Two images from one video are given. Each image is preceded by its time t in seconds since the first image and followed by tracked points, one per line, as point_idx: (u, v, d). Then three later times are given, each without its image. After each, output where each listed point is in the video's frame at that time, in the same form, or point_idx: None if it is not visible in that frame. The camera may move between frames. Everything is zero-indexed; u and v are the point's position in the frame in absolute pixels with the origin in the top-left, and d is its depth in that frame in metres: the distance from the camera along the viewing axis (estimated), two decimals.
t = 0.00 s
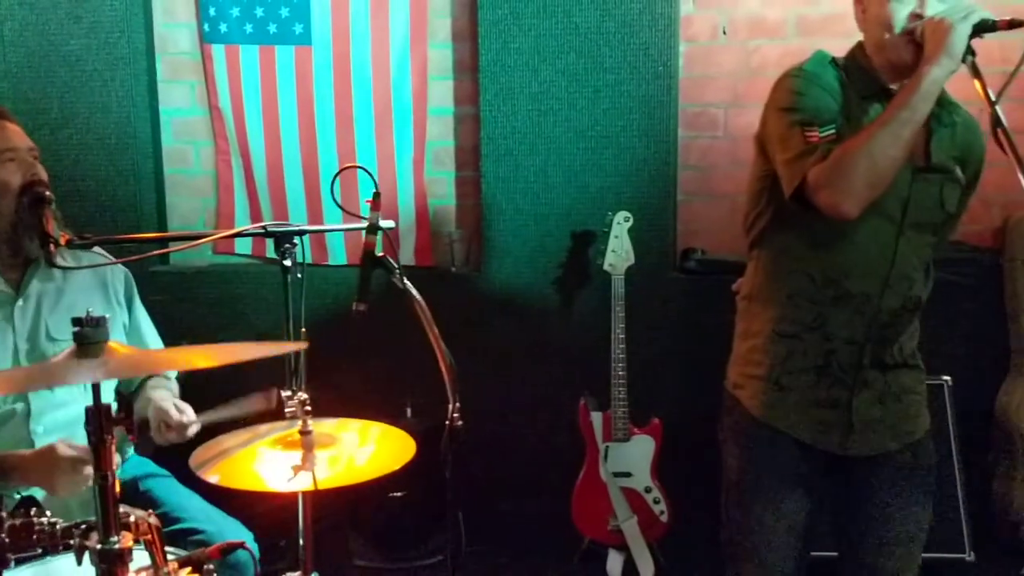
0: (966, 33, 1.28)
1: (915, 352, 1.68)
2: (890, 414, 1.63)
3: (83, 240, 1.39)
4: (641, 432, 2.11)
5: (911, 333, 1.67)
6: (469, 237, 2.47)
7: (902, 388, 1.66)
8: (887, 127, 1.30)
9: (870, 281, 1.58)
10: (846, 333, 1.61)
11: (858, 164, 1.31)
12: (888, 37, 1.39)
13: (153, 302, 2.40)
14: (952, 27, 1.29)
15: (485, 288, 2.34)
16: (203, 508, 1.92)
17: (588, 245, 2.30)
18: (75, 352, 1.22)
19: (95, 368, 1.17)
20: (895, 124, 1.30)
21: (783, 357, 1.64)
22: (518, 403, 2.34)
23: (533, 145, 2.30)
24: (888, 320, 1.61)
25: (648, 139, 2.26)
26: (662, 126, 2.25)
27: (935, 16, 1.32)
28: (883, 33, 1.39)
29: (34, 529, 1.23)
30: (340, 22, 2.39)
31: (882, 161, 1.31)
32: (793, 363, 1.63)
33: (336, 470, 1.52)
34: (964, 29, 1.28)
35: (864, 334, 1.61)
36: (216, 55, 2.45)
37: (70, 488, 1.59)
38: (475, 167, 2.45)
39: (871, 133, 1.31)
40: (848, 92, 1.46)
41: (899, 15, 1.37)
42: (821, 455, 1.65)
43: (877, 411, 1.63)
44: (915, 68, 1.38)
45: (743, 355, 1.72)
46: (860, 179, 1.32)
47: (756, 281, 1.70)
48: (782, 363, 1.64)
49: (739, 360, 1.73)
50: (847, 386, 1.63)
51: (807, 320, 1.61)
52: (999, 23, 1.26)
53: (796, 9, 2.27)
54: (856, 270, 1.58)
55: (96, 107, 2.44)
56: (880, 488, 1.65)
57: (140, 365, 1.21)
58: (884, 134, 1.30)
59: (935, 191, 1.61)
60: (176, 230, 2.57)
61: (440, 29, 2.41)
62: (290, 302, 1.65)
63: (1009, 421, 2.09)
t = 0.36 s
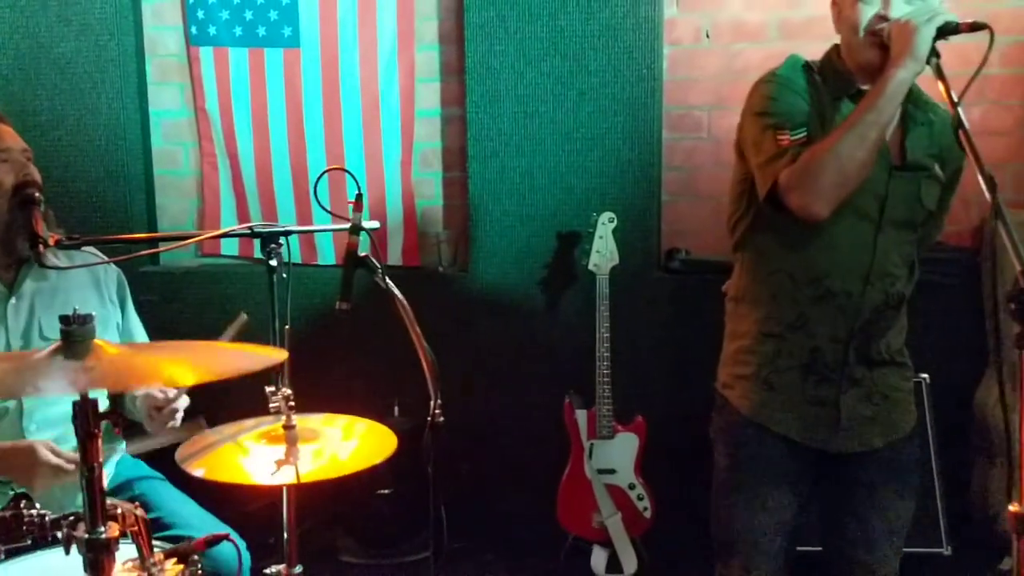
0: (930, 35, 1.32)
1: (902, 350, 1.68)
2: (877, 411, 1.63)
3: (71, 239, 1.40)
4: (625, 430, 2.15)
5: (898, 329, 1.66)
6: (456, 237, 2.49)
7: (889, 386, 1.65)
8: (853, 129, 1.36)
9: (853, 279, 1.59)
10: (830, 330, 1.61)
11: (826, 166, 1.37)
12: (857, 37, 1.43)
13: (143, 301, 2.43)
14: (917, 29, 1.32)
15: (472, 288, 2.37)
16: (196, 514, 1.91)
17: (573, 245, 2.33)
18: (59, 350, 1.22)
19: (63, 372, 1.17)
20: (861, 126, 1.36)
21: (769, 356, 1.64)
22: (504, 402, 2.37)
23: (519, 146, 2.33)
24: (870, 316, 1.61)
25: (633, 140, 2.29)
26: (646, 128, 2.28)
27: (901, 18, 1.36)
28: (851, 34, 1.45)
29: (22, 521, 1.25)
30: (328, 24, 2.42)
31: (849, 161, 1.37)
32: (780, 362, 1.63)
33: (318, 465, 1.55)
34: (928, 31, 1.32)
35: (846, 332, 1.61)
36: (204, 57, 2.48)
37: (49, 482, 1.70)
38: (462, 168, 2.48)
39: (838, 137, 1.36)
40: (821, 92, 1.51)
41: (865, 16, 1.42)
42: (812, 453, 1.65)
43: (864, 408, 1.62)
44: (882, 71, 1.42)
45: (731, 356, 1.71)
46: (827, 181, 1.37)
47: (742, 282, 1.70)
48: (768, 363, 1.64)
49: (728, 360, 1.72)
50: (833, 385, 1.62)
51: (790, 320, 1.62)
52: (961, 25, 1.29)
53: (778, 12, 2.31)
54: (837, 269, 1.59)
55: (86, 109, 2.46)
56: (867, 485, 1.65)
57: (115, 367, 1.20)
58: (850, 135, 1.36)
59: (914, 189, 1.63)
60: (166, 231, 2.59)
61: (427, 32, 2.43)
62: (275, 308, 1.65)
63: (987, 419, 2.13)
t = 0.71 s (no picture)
0: (904, 44, 1.34)
1: (888, 355, 1.69)
2: (862, 415, 1.65)
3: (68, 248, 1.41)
4: (612, 431, 2.18)
5: (884, 333, 1.68)
6: (447, 241, 2.53)
7: (875, 390, 1.67)
8: (831, 139, 1.39)
9: (837, 285, 1.61)
10: (815, 335, 1.63)
11: (804, 176, 1.40)
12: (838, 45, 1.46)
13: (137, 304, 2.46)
14: (891, 38, 1.34)
15: (462, 291, 2.40)
16: (186, 523, 1.87)
17: (561, 249, 2.37)
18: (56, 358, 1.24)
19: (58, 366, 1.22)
20: (838, 135, 1.39)
21: (756, 359, 1.66)
22: (494, 403, 2.41)
23: (507, 151, 2.37)
24: (855, 321, 1.63)
25: (620, 145, 2.33)
26: (633, 133, 2.32)
27: (878, 27, 1.37)
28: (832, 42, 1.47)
29: (16, 523, 1.27)
30: (319, 31, 2.45)
31: (827, 170, 1.40)
32: (766, 366, 1.66)
33: (309, 466, 1.58)
34: (902, 40, 1.34)
35: (831, 336, 1.63)
36: (196, 63, 2.51)
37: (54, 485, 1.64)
38: (451, 172, 2.52)
39: (815, 146, 1.40)
40: (802, 100, 1.55)
41: (843, 24, 1.46)
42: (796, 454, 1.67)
43: (849, 412, 1.64)
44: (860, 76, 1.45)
45: (720, 359, 1.73)
46: (806, 190, 1.41)
47: (732, 288, 1.71)
48: (755, 365, 1.66)
49: (718, 364, 1.74)
50: (818, 387, 1.64)
51: (777, 325, 1.64)
52: (934, 34, 1.30)
53: (761, 18, 2.35)
54: (821, 275, 1.60)
55: (79, 114, 2.49)
56: (848, 486, 1.66)
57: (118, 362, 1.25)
58: (828, 144, 1.39)
59: (898, 193, 1.61)
60: (159, 234, 2.62)
61: (417, 38, 2.47)
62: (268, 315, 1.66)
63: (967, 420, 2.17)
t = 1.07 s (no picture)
0: (880, 58, 1.33)
1: (877, 364, 1.70)
2: (849, 425, 1.66)
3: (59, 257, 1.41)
4: (599, 435, 2.21)
5: (873, 342, 1.68)
6: (438, 246, 2.56)
7: (863, 400, 1.68)
8: (810, 154, 1.41)
9: (822, 295, 1.62)
10: (800, 347, 1.65)
11: (785, 191, 1.42)
12: (815, 58, 1.50)
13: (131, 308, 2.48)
14: (867, 52, 1.33)
15: (452, 296, 2.43)
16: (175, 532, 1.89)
17: (551, 254, 2.40)
18: (47, 370, 1.29)
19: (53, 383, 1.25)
20: (817, 150, 1.41)
21: (746, 370, 1.67)
22: (485, 407, 2.44)
23: (497, 158, 2.40)
24: (840, 331, 1.64)
25: (608, 152, 2.35)
26: (621, 140, 2.35)
27: (854, 40, 1.37)
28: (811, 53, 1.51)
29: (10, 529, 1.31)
30: (311, 39, 2.48)
31: (808, 184, 1.42)
32: (755, 377, 1.67)
33: (297, 472, 1.61)
34: (877, 54, 1.33)
35: (817, 347, 1.65)
36: (189, 70, 2.53)
37: (48, 490, 1.69)
38: (442, 178, 2.55)
39: (795, 163, 1.42)
40: (777, 115, 1.58)
41: (822, 36, 1.50)
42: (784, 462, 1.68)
43: (836, 421, 1.65)
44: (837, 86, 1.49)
45: (711, 369, 1.75)
46: (789, 205, 1.43)
47: (721, 302, 1.72)
48: (744, 375, 1.68)
49: (708, 374, 1.76)
50: (804, 397, 1.66)
51: (762, 337, 1.66)
52: (907, 47, 1.30)
53: (748, 26, 2.38)
54: (805, 287, 1.62)
55: (74, 120, 2.52)
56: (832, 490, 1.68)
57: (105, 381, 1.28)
58: (808, 160, 1.41)
59: (878, 202, 1.63)
60: (152, 239, 2.65)
61: (408, 46, 2.50)
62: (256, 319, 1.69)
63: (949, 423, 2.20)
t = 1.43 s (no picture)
0: (859, 84, 1.39)
1: (870, 380, 1.70)
2: (842, 440, 1.67)
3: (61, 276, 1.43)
4: (592, 443, 2.24)
5: (865, 357, 1.68)
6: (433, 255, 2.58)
7: (854, 417, 1.69)
8: (795, 181, 1.48)
9: (807, 317, 1.64)
10: (792, 366, 1.66)
11: (772, 216, 1.49)
12: (797, 80, 1.58)
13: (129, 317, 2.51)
14: (847, 79, 1.39)
15: (447, 305, 2.46)
16: (183, 544, 1.93)
17: (545, 263, 2.42)
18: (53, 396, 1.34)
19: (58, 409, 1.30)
20: (802, 176, 1.47)
21: (741, 389, 1.68)
22: (479, 415, 2.46)
23: (491, 168, 2.43)
24: (830, 349, 1.65)
25: (601, 163, 2.39)
26: (614, 151, 2.38)
27: (834, 67, 1.43)
28: (792, 77, 1.59)
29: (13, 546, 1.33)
30: (308, 51, 2.51)
31: (794, 210, 1.49)
32: (749, 396, 1.67)
33: (292, 486, 1.64)
34: (857, 80, 1.39)
35: (808, 365, 1.66)
36: (186, 81, 2.56)
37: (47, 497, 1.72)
38: (438, 188, 2.57)
39: (782, 189, 1.48)
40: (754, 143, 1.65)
41: (803, 61, 1.58)
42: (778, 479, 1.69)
43: (829, 438, 1.66)
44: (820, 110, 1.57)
45: (706, 386, 1.75)
46: (776, 230, 1.50)
47: (714, 322, 1.73)
48: (739, 393, 1.68)
49: (704, 391, 1.76)
50: (798, 414, 1.66)
51: (754, 358, 1.67)
52: (887, 74, 1.36)
53: (739, 39, 2.41)
54: (794, 308, 1.64)
55: (73, 130, 2.55)
56: (824, 506, 1.69)
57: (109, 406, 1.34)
58: (793, 186, 1.48)
59: (859, 221, 1.65)
60: (149, 248, 2.67)
61: (404, 57, 2.53)
62: (256, 336, 1.72)
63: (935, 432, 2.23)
